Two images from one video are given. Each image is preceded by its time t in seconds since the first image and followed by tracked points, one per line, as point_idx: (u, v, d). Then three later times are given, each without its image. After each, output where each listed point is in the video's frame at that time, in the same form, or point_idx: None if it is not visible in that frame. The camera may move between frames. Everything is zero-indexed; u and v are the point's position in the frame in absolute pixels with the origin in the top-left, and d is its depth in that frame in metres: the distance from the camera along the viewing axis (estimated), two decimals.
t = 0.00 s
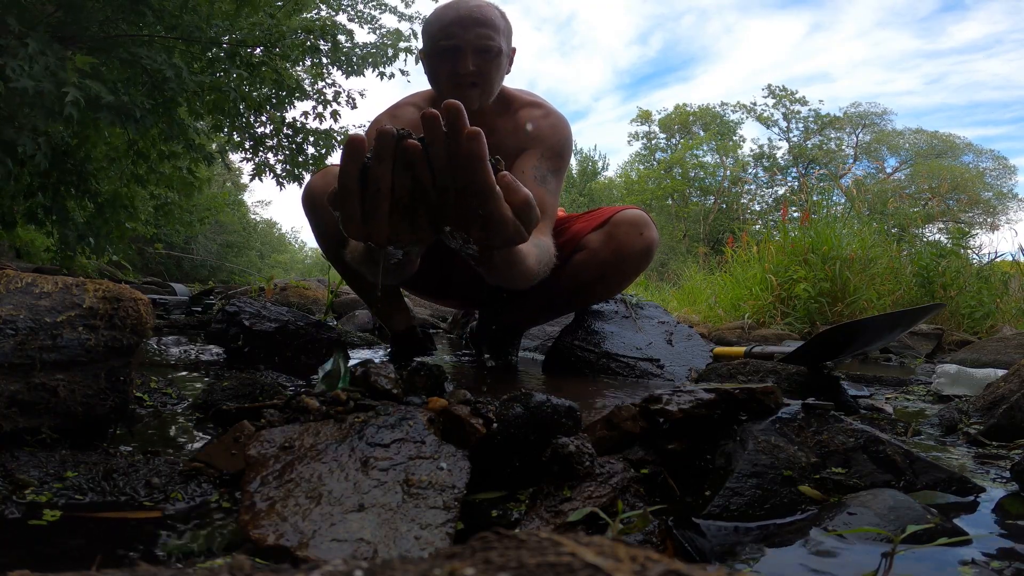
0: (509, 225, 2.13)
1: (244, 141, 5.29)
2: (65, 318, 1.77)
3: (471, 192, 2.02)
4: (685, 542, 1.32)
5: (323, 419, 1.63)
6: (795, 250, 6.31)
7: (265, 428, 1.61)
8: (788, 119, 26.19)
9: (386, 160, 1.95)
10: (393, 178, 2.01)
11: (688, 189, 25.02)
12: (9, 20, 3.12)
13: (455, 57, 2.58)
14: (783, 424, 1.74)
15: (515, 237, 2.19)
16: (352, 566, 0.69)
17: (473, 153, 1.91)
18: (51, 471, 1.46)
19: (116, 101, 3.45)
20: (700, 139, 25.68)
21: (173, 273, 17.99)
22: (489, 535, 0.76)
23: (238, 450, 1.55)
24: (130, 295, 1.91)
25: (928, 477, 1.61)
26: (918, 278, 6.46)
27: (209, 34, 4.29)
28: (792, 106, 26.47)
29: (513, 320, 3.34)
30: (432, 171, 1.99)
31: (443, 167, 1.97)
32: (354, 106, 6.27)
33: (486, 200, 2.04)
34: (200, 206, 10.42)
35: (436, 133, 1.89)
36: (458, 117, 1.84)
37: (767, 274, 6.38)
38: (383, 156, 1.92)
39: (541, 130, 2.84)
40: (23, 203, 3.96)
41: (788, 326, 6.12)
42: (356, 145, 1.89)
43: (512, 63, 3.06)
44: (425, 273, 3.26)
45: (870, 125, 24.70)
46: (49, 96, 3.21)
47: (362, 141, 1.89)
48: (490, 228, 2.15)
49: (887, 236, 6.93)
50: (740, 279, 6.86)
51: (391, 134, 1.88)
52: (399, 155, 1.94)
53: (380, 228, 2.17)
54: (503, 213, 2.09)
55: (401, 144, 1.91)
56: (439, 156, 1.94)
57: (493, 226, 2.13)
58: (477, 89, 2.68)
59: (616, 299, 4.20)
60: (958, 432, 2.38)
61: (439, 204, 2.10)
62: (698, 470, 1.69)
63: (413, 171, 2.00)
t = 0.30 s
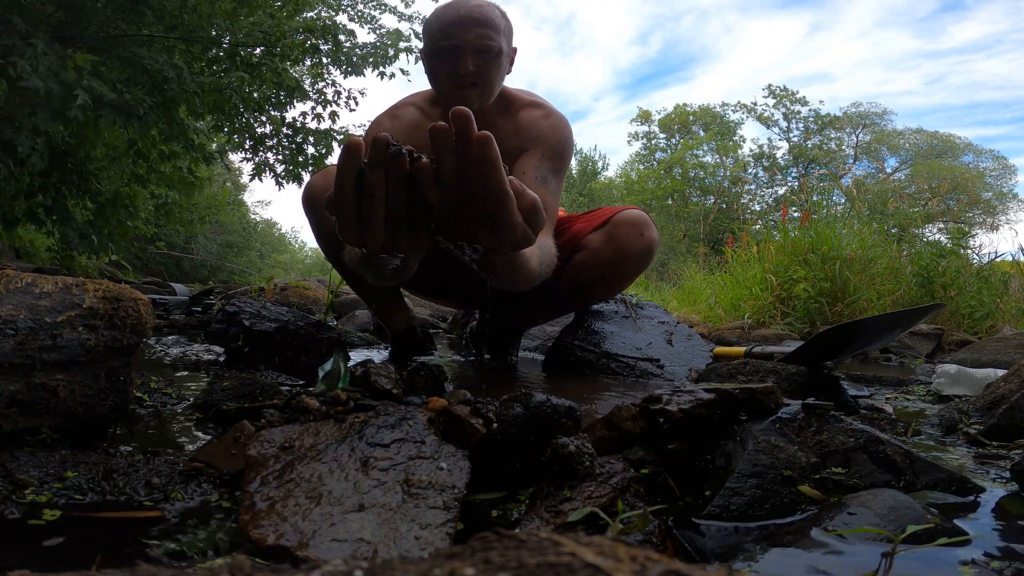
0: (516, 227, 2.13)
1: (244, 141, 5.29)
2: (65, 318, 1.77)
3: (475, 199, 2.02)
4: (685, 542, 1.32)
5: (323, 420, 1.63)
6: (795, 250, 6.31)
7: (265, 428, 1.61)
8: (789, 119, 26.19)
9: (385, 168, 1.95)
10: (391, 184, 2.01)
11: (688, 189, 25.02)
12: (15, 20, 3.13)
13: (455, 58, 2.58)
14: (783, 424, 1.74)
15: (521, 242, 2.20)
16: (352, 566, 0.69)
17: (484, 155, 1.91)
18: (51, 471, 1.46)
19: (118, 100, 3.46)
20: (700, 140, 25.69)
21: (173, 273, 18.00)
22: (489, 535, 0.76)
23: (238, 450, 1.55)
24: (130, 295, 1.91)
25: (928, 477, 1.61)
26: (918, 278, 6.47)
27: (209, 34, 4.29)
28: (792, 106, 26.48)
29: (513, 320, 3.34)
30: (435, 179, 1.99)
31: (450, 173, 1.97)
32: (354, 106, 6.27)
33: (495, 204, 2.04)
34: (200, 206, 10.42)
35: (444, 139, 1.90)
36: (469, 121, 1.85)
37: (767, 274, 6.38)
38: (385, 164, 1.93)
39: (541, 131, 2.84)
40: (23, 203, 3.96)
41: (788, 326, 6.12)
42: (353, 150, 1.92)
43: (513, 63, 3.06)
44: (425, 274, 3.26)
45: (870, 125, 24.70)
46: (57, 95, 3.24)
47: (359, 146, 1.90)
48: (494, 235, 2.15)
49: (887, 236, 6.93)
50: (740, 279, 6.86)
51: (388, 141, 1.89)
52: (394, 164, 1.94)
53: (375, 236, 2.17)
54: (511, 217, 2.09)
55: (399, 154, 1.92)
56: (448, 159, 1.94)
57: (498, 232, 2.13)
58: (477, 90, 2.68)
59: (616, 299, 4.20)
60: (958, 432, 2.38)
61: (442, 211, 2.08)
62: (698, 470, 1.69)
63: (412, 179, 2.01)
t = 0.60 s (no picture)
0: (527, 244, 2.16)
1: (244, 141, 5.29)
2: (65, 318, 1.77)
3: (480, 221, 2.07)
4: (685, 542, 1.32)
5: (323, 419, 1.63)
6: (795, 250, 6.31)
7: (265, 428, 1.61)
8: (789, 119, 26.18)
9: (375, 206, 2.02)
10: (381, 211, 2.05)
11: (688, 189, 25.02)
12: (18, 19, 3.13)
13: (455, 58, 2.58)
14: (783, 424, 1.74)
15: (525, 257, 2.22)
16: (353, 566, 0.69)
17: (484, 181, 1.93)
18: (51, 471, 1.46)
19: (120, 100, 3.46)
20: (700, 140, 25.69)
21: (173, 273, 17.99)
22: (489, 536, 0.76)
23: (238, 450, 1.55)
24: (130, 295, 1.91)
25: (928, 477, 1.61)
26: (918, 278, 6.47)
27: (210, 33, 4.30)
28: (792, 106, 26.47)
29: (514, 320, 3.34)
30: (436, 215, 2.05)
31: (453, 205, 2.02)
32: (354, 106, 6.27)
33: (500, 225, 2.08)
34: (200, 206, 10.42)
35: (440, 179, 1.93)
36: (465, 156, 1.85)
37: (767, 274, 6.38)
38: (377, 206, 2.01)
39: (541, 130, 2.84)
40: (23, 203, 3.96)
41: (788, 326, 6.12)
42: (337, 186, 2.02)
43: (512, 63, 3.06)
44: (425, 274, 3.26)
45: (870, 125, 24.70)
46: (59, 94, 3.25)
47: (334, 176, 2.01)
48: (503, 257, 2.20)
49: (887, 236, 6.93)
50: (740, 279, 6.85)
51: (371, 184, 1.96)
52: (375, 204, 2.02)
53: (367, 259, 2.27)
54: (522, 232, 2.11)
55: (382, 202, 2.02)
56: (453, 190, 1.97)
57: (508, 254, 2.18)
58: (477, 90, 2.67)
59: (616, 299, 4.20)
60: (958, 432, 2.38)
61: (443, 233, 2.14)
62: (698, 470, 1.69)
63: (402, 208, 2.08)
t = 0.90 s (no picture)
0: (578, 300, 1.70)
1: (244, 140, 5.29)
2: (65, 318, 1.77)
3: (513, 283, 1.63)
4: (685, 542, 1.32)
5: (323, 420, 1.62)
6: (795, 251, 6.31)
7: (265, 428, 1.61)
8: (789, 118, 26.17)
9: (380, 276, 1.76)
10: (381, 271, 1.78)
11: (688, 189, 25.03)
12: (20, 18, 3.13)
13: (454, 57, 2.58)
14: (783, 424, 1.74)
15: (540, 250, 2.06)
16: (352, 566, 0.69)
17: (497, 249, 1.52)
18: (51, 471, 1.46)
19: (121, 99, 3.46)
20: (700, 140, 25.71)
21: (173, 273, 18.00)
22: (489, 535, 0.76)
23: (238, 450, 1.55)
24: (130, 295, 1.91)
25: (928, 477, 1.61)
26: (918, 278, 6.47)
27: (210, 32, 4.30)
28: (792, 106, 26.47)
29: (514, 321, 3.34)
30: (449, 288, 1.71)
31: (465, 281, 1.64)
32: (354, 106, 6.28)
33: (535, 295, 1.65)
34: (201, 206, 10.43)
35: (439, 251, 1.59)
36: (466, 230, 1.47)
37: (767, 274, 6.38)
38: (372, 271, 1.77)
39: (542, 122, 2.78)
40: (24, 203, 3.96)
41: (788, 326, 6.12)
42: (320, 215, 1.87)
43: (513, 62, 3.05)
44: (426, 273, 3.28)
45: (870, 125, 24.71)
46: (59, 93, 3.24)
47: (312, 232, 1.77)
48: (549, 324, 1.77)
49: (887, 236, 6.93)
50: (740, 279, 6.85)
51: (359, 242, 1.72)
52: (367, 277, 1.77)
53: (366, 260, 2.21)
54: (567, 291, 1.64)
55: (380, 267, 1.79)
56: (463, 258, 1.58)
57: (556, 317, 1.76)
58: (477, 88, 2.67)
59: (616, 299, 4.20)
60: (958, 432, 2.38)
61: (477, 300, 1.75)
62: (698, 470, 1.69)
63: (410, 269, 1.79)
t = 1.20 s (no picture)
0: (590, 289, 1.44)
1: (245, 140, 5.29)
2: (65, 318, 1.77)
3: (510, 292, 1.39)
4: (685, 542, 1.32)
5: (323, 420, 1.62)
6: (795, 250, 6.31)
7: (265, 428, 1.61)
8: (789, 118, 26.15)
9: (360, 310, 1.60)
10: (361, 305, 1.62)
11: (688, 189, 25.03)
12: (21, 17, 3.12)
13: (458, 55, 2.59)
14: (783, 424, 1.74)
15: (555, 236, 2.11)
16: (352, 566, 0.69)
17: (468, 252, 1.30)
18: (51, 471, 1.46)
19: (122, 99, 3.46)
20: (700, 140, 25.72)
21: (173, 273, 18.01)
22: (489, 536, 0.76)
23: (238, 450, 1.55)
24: (130, 295, 1.91)
25: (928, 477, 1.61)
26: (918, 278, 6.47)
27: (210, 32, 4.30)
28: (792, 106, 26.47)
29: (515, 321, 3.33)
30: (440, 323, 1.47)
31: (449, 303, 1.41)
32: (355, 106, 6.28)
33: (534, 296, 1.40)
34: (200, 206, 10.42)
35: (411, 279, 1.37)
36: (419, 241, 1.25)
37: (767, 274, 6.38)
38: (360, 302, 1.55)
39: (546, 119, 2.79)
40: (24, 203, 3.96)
41: (788, 326, 6.12)
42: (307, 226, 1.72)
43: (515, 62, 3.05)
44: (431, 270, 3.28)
45: (870, 125, 24.71)
46: (60, 93, 3.24)
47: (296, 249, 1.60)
48: (565, 326, 1.52)
49: (887, 236, 6.93)
50: (740, 279, 6.85)
51: (345, 272, 1.53)
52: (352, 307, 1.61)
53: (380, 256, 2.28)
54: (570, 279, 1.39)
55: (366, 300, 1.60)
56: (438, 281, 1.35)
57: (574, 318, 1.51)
58: (480, 87, 2.67)
59: (616, 299, 4.20)
60: (958, 432, 2.38)
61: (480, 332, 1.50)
62: (698, 470, 1.69)
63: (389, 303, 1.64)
